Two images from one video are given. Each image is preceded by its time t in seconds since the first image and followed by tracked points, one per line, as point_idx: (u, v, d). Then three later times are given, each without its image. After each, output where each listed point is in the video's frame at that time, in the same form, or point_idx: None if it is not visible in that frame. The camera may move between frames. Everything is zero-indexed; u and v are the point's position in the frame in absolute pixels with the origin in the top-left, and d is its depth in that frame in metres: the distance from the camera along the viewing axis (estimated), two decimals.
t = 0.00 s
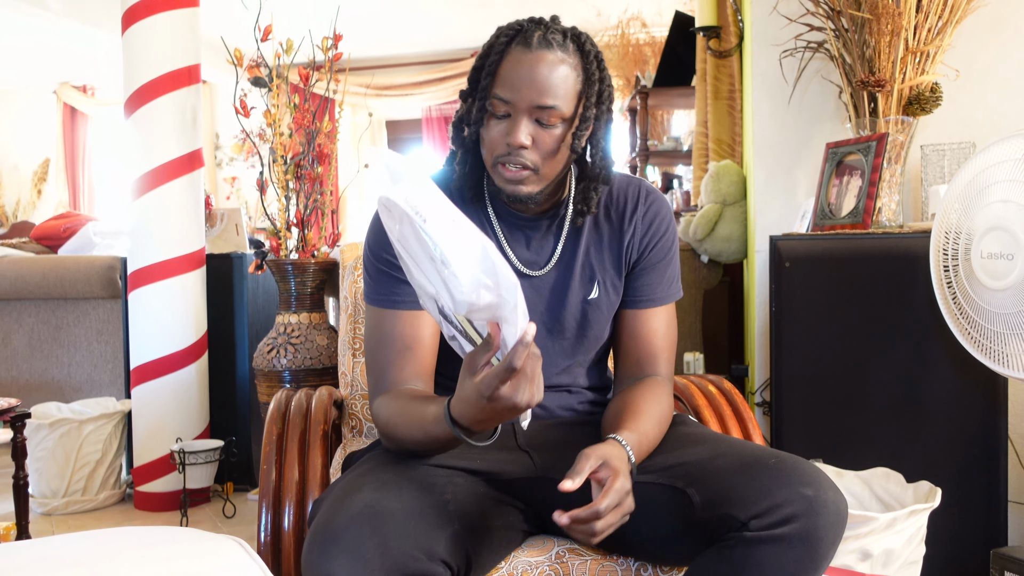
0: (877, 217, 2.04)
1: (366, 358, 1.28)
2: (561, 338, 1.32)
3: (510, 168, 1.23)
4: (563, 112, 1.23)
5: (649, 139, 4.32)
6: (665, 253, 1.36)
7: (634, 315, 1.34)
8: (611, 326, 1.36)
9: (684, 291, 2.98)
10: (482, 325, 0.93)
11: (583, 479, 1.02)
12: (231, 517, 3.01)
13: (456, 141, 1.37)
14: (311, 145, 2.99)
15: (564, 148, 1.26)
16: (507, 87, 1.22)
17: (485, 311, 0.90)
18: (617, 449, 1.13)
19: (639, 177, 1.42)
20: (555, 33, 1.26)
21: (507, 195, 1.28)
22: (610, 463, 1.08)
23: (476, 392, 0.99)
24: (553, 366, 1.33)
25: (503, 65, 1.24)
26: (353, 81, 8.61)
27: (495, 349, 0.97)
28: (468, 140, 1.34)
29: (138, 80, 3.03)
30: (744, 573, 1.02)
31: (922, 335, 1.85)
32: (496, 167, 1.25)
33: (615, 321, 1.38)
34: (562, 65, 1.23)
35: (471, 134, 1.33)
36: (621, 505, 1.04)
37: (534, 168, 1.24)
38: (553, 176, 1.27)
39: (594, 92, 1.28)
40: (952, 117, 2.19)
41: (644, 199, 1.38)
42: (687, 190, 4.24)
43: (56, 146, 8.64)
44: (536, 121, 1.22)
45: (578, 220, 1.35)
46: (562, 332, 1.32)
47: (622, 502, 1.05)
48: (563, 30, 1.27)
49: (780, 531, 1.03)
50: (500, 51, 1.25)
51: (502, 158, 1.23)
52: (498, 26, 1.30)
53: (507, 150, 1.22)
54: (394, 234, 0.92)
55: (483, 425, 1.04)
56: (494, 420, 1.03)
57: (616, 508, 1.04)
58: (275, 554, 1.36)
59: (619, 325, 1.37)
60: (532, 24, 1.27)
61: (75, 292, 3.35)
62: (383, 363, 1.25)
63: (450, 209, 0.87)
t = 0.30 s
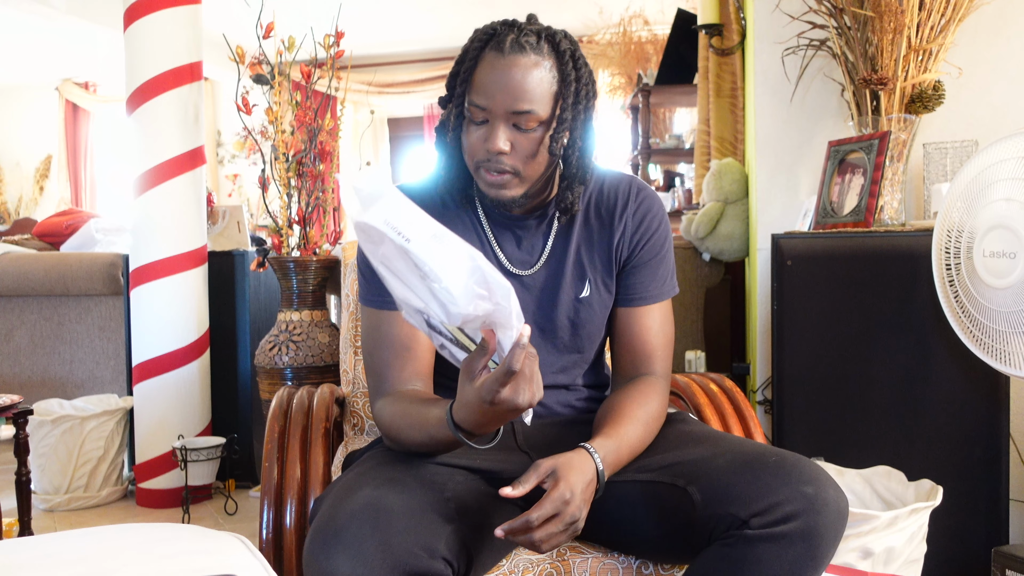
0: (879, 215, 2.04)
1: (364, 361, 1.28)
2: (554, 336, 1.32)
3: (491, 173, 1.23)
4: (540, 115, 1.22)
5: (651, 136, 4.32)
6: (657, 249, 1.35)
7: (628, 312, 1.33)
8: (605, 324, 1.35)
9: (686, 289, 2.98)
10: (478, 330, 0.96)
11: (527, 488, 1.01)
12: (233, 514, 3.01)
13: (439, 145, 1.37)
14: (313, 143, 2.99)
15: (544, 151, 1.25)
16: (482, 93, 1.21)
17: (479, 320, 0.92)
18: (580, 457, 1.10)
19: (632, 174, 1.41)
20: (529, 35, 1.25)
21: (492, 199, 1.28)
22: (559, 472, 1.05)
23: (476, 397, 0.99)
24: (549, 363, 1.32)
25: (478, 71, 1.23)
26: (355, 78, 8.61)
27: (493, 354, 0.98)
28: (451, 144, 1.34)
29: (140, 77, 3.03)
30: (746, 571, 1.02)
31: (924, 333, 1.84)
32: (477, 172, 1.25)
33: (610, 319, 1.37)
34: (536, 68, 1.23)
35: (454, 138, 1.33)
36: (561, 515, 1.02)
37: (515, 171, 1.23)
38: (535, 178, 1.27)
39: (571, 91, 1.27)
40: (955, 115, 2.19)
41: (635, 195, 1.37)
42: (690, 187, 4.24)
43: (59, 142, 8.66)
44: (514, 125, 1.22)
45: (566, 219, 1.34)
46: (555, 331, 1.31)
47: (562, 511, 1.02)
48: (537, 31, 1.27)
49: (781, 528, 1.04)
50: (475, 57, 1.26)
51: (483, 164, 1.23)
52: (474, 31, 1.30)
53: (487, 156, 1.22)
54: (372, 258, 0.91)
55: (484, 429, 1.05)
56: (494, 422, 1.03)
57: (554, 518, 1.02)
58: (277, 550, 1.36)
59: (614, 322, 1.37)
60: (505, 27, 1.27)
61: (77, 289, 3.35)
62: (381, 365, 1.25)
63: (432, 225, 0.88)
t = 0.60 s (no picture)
0: (881, 215, 2.04)
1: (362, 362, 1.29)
2: (548, 337, 1.32)
3: (476, 182, 1.23)
4: (521, 122, 1.22)
5: (653, 136, 4.32)
6: (652, 249, 1.34)
7: (625, 312, 1.33)
8: (601, 324, 1.35)
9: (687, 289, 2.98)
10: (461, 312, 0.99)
11: (522, 499, 1.04)
12: (234, 514, 3.01)
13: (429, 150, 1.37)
14: (314, 142, 2.97)
15: (527, 158, 1.24)
16: (462, 102, 1.21)
17: (455, 294, 0.97)
18: (576, 464, 1.10)
19: (627, 174, 1.40)
20: (508, 41, 1.24)
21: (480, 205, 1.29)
22: (553, 481, 1.06)
23: (463, 385, 0.99)
24: (547, 363, 1.33)
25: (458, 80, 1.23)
26: (357, 78, 8.61)
27: (476, 340, 0.99)
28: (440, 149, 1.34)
29: (142, 77, 3.03)
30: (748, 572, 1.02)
31: (926, 333, 1.84)
32: (463, 180, 1.25)
33: (608, 318, 1.37)
34: (516, 75, 1.21)
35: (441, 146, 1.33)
36: (555, 525, 1.03)
37: (499, 179, 1.24)
38: (521, 184, 1.27)
39: (552, 96, 1.25)
40: (957, 115, 2.18)
41: (630, 194, 1.36)
42: (691, 187, 4.23)
43: (61, 142, 8.68)
44: (496, 134, 1.21)
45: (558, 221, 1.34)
46: (549, 332, 1.32)
47: (556, 521, 1.03)
48: (516, 36, 1.25)
49: (784, 529, 1.04)
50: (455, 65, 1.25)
51: (467, 173, 1.23)
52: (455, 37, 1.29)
53: (471, 165, 1.22)
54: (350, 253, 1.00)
55: (476, 422, 1.05)
56: (485, 411, 1.02)
57: (549, 528, 1.03)
58: (279, 550, 1.37)
59: (612, 321, 1.36)
60: (483, 33, 1.26)
61: (79, 289, 3.36)
62: (379, 366, 1.26)
63: (398, 201, 0.96)
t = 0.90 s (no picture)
0: (882, 213, 2.03)
1: (360, 362, 1.29)
2: (544, 336, 1.32)
3: (467, 184, 1.25)
4: (507, 122, 1.22)
5: (654, 135, 4.32)
6: (649, 247, 1.33)
7: (623, 311, 1.33)
8: (599, 322, 1.35)
9: (687, 288, 2.98)
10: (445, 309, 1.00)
11: (521, 496, 1.04)
12: (236, 513, 3.02)
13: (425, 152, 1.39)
14: (315, 141, 2.97)
15: (516, 158, 1.25)
16: (448, 105, 1.22)
17: (439, 286, 0.98)
18: (576, 463, 1.10)
19: (624, 172, 1.40)
20: (491, 42, 1.25)
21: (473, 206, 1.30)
22: (553, 480, 1.06)
23: (453, 380, 0.99)
24: (545, 362, 1.33)
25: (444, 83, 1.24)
26: (357, 77, 8.60)
27: (465, 337, 1.00)
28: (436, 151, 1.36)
29: (143, 77, 3.03)
30: (749, 570, 1.02)
31: (928, 331, 1.84)
32: (455, 183, 1.27)
33: (606, 316, 1.37)
34: (500, 76, 1.22)
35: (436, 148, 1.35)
36: (554, 523, 1.03)
37: (490, 180, 1.25)
38: (512, 184, 1.28)
39: (538, 95, 1.25)
40: (957, 113, 2.18)
41: (626, 192, 1.35)
42: (692, 185, 4.23)
43: (62, 142, 8.69)
44: (484, 136, 1.22)
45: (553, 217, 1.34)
46: (545, 331, 1.32)
47: (554, 520, 1.03)
48: (500, 36, 1.26)
49: (785, 528, 1.04)
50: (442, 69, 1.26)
51: (458, 175, 1.25)
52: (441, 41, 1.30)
53: (460, 167, 1.23)
54: (336, 255, 1.02)
55: (467, 418, 1.05)
56: (476, 406, 1.02)
57: (546, 526, 1.03)
58: (280, 549, 1.37)
59: (610, 320, 1.36)
60: (468, 36, 1.27)
61: (80, 289, 3.36)
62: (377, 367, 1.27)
63: (378, 195, 0.98)
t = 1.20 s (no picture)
0: (882, 209, 2.03)
1: (358, 359, 1.29)
2: (542, 332, 1.32)
3: (458, 179, 1.25)
4: (492, 113, 1.22)
5: (653, 131, 4.32)
6: (646, 243, 1.33)
7: (622, 307, 1.33)
8: (596, 318, 1.35)
9: (687, 285, 2.98)
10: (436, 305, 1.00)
11: (519, 492, 1.04)
12: (236, 510, 3.02)
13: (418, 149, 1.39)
14: (314, 138, 2.97)
15: (503, 149, 1.24)
16: (434, 100, 1.22)
17: (428, 280, 0.98)
18: (575, 460, 1.10)
19: (621, 168, 1.39)
20: (475, 35, 1.24)
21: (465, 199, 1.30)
22: (551, 477, 1.06)
23: (444, 374, 0.99)
24: (543, 358, 1.33)
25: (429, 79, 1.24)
26: (356, 74, 8.60)
27: (456, 329, 0.98)
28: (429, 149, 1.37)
29: (142, 73, 3.03)
30: (750, 567, 1.02)
31: (927, 327, 1.84)
32: (446, 177, 1.27)
33: (605, 312, 1.37)
34: (483, 68, 1.22)
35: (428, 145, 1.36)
36: (551, 520, 1.03)
37: (479, 173, 1.25)
38: (503, 176, 1.27)
39: (522, 86, 1.25)
40: (957, 109, 2.18)
41: (623, 188, 1.35)
42: (692, 182, 4.23)
43: (61, 139, 8.67)
44: (471, 128, 1.22)
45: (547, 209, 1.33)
46: (542, 327, 1.32)
47: (551, 517, 1.03)
48: (483, 29, 1.26)
49: (786, 524, 1.04)
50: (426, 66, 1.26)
51: (449, 170, 1.25)
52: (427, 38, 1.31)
53: (450, 161, 1.23)
54: (327, 252, 1.03)
55: (459, 413, 1.04)
56: (468, 400, 1.02)
57: (544, 523, 1.03)
58: (280, 545, 1.37)
59: (608, 316, 1.36)
60: (452, 30, 1.27)
61: (79, 286, 3.36)
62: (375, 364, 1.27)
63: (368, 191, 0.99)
